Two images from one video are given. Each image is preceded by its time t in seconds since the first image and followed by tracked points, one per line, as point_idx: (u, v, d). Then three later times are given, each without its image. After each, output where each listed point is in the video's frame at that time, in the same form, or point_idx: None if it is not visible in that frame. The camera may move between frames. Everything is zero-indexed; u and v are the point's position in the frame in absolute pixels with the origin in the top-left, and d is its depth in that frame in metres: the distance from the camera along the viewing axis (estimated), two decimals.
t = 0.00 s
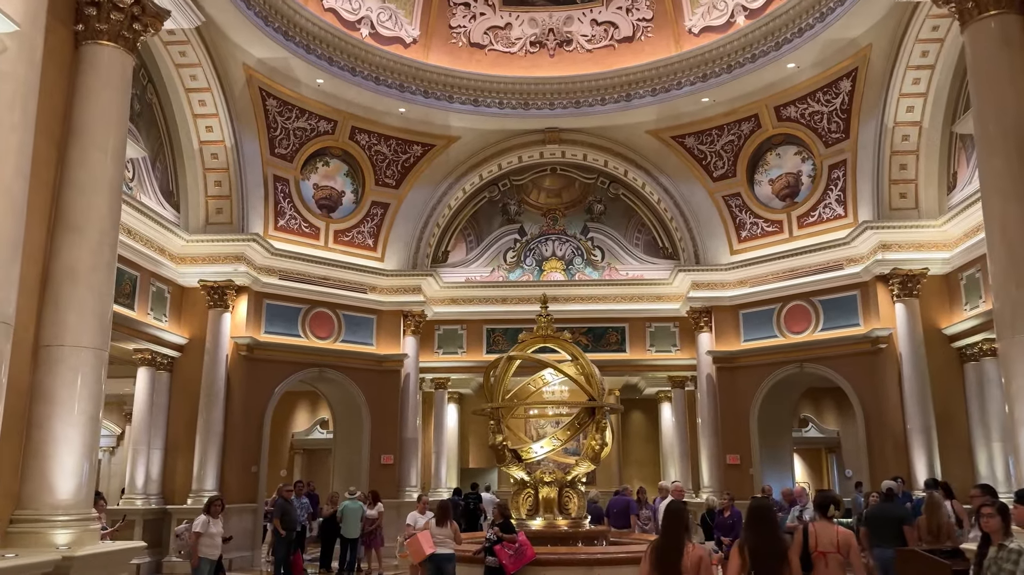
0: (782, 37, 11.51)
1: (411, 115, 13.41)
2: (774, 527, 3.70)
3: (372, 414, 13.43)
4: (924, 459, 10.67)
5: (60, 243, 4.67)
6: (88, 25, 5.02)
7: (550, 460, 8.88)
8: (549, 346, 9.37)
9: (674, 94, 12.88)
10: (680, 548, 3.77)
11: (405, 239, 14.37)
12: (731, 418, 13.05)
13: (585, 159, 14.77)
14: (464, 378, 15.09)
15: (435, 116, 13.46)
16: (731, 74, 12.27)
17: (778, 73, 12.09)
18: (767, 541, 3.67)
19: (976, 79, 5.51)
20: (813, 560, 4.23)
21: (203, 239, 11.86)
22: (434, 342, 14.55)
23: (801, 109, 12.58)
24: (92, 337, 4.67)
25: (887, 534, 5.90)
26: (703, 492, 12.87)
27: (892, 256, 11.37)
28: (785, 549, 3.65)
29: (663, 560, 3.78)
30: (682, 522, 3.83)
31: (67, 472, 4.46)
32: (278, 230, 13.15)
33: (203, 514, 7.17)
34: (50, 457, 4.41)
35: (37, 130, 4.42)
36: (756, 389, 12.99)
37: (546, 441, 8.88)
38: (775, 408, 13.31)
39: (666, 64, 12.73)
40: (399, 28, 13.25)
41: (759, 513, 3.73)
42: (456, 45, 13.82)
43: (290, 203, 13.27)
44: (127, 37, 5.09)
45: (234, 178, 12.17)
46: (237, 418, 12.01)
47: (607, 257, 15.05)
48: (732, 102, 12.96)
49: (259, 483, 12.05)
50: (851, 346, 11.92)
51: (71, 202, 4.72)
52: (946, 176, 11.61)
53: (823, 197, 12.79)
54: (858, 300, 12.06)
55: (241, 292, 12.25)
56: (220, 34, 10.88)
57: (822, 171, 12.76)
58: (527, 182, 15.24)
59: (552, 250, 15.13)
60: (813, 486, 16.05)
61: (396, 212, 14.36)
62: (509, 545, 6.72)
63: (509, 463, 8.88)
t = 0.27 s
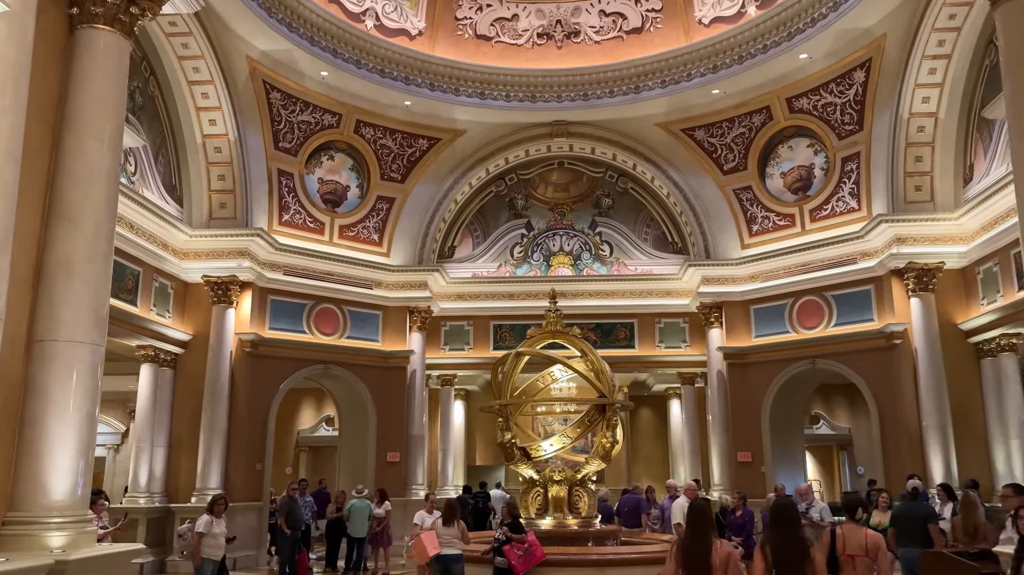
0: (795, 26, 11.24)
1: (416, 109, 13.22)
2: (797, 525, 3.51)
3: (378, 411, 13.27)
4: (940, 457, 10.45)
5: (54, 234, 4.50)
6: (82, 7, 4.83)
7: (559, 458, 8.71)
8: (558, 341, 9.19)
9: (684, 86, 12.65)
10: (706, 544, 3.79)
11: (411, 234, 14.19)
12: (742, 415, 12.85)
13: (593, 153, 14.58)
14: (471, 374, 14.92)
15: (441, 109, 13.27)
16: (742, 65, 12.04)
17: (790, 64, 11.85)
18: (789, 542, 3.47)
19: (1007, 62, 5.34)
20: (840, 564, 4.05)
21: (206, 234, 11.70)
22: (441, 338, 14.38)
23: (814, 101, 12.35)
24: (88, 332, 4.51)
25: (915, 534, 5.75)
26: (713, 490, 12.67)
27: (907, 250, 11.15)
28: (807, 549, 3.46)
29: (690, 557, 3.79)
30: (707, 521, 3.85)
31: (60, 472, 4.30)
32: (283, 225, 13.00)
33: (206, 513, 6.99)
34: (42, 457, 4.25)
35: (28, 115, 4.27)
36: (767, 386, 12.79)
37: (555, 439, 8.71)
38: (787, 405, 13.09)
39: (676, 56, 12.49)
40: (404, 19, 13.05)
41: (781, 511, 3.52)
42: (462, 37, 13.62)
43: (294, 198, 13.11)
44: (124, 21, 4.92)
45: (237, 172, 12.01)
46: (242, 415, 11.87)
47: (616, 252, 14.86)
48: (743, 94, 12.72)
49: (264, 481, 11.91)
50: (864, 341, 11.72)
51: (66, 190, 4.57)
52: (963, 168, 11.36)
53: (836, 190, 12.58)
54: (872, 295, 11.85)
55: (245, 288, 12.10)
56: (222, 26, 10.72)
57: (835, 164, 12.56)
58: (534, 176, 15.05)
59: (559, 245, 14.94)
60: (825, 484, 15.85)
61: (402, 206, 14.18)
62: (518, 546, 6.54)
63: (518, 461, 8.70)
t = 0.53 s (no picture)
0: (805, 13, 11.05)
1: (420, 99, 13.06)
2: (822, 520, 3.49)
3: (382, 405, 13.15)
4: (952, 449, 10.28)
5: (45, 216, 4.37)
6: None
7: (566, 451, 8.56)
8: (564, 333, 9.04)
9: (691, 75, 12.46)
10: (721, 539, 3.69)
11: (415, 226, 14.04)
12: (750, 408, 12.69)
13: (599, 143, 14.41)
14: (475, 368, 14.79)
15: (444, 99, 13.11)
16: (751, 53, 11.84)
17: (799, 52, 11.66)
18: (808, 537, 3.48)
19: None
20: (862, 554, 4.18)
21: (207, 225, 11.57)
22: (445, 331, 14.24)
23: (823, 89, 12.16)
24: (80, 318, 4.38)
25: (937, 526, 5.58)
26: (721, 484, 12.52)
27: (919, 240, 10.96)
28: (831, 545, 3.45)
29: (705, 551, 3.70)
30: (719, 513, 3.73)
31: (51, 463, 4.16)
32: (285, 217, 12.86)
33: (206, 507, 6.86)
34: (33, 446, 4.12)
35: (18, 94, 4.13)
36: (776, 379, 12.63)
37: (561, 431, 8.57)
38: (795, 398, 12.92)
39: (683, 44, 12.29)
40: (407, 8, 12.88)
41: (808, 505, 3.50)
42: (466, 26, 13.45)
43: (297, 189, 12.97)
44: None
45: (239, 162, 11.87)
46: (245, 408, 11.76)
47: (622, 244, 14.69)
48: (751, 82, 12.53)
49: (266, 474, 11.80)
50: (875, 333, 11.55)
51: (58, 172, 4.43)
52: (975, 157, 11.16)
53: (846, 179, 12.40)
54: (883, 286, 11.67)
55: (246, 280, 11.96)
56: (223, 14, 10.58)
57: (845, 153, 12.38)
58: (539, 166, 14.88)
59: (564, 237, 14.78)
60: (833, 478, 15.70)
61: (405, 198, 14.03)
62: (524, 540, 6.40)
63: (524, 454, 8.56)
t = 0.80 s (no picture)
0: None
1: (421, 85, 12.85)
2: (853, 510, 3.57)
3: (383, 395, 13.00)
4: (962, 440, 10.10)
5: (29, 196, 4.21)
6: None
7: (569, 442, 8.41)
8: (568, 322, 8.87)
9: (696, 60, 12.24)
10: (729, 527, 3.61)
11: (416, 214, 13.86)
12: (756, 399, 12.53)
13: (603, 131, 14.20)
14: (477, 358, 14.63)
15: (446, 85, 12.90)
16: (758, 37, 11.62)
17: (807, 36, 11.43)
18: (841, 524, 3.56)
19: None
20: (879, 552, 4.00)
21: (205, 212, 11.40)
22: (446, 321, 14.07)
23: (832, 74, 11.95)
24: (66, 302, 4.22)
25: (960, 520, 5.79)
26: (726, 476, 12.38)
27: (929, 228, 10.77)
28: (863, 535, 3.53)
29: (711, 538, 3.62)
30: (727, 501, 3.66)
31: (36, 452, 4.01)
32: (284, 205, 12.68)
33: (203, 498, 6.71)
34: (17, 435, 3.96)
35: None
36: (782, 369, 12.46)
37: (565, 422, 8.40)
38: (802, 388, 12.74)
39: (688, 28, 12.06)
40: None
41: (835, 496, 3.59)
42: (468, 11, 13.23)
43: (296, 176, 12.79)
44: None
45: (237, 149, 11.69)
46: (244, 398, 11.62)
47: (626, 233, 14.49)
48: (758, 68, 12.31)
49: (266, 465, 11.67)
50: (883, 323, 11.36)
51: (42, 150, 4.27)
52: (987, 143, 10.96)
53: (855, 166, 12.20)
54: (891, 275, 11.48)
55: (245, 269, 11.80)
56: None
57: (854, 140, 12.17)
58: (542, 154, 14.69)
59: (568, 226, 14.59)
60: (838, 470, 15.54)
61: (406, 186, 13.84)
62: (527, 532, 6.26)
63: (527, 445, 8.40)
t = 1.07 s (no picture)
0: None
1: (419, 69, 12.65)
2: (872, 497, 3.75)
3: (382, 384, 12.87)
4: (967, 429, 10.00)
5: (13, 176, 4.05)
6: None
7: (571, 432, 8.28)
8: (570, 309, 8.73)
9: (700, 44, 12.05)
10: (743, 518, 3.55)
11: (415, 201, 13.68)
12: (758, 388, 12.42)
13: (604, 117, 14.03)
14: (477, 347, 14.50)
15: (445, 70, 12.71)
16: (762, 22, 11.43)
17: (813, 20, 11.25)
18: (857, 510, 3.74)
19: None
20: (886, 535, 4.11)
21: (201, 199, 11.22)
22: (446, 309, 13.93)
23: (837, 59, 11.77)
24: (52, 286, 4.07)
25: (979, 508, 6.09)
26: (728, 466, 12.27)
27: (935, 215, 10.62)
28: (883, 520, 3.72)
29: (724, 530, 3.57)
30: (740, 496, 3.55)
31: (20, 441, 3.87)
32: (281, 191, 12.51)
33: (200, 488, 6.57)
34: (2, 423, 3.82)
35: None
36: (785, 358, 12.33)
37: (567, 412, 8.26)
38: (804, 377, 12.62)
39: (692, 12, 11.87)
40: None
41: (854, 482, 3.78)
42: None
43: (293, 162, 12.61)
44: None
45: (234, 134, 11.51)
46: (241, 387, 11.48)
47: (627, 220, 14.33)
48: (762, 52, 12.12)
49: (264, 455, 11.55)
50: (888, 311, 11.23)
51: (26, 128, 4.11)
52: (994, 129, 10.80)
53: (860, 153, 12.04)
54: (896, 263, 11.34)
55: (242, 256, 11.64)
56: None
57: (859, 126, 12.01)
58: (543, 141, 14.51)
59: (568, 214, 14.42)
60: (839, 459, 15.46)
61: (405, 172, 13.67)
62: (529, 523, 6.15)
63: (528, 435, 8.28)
